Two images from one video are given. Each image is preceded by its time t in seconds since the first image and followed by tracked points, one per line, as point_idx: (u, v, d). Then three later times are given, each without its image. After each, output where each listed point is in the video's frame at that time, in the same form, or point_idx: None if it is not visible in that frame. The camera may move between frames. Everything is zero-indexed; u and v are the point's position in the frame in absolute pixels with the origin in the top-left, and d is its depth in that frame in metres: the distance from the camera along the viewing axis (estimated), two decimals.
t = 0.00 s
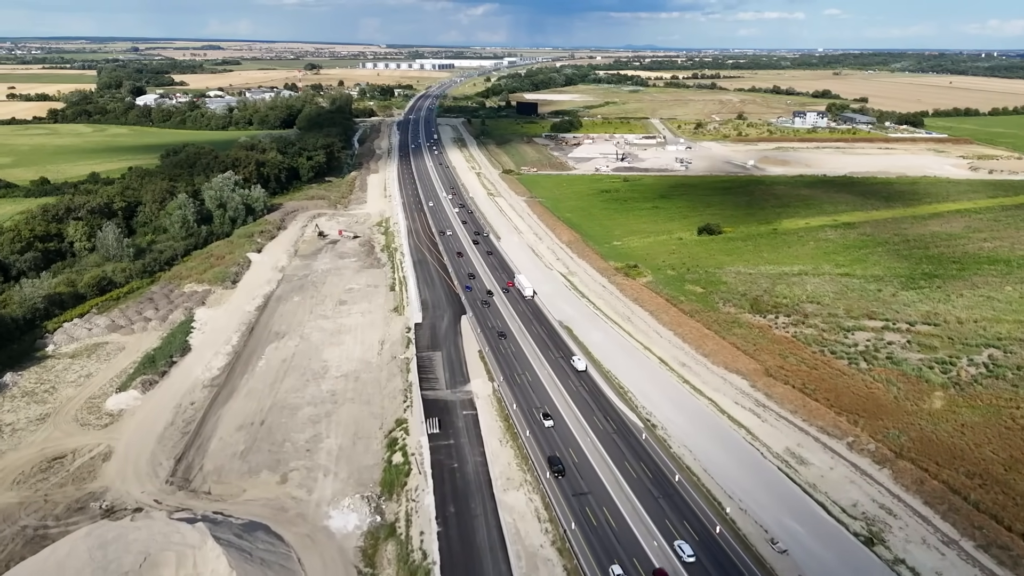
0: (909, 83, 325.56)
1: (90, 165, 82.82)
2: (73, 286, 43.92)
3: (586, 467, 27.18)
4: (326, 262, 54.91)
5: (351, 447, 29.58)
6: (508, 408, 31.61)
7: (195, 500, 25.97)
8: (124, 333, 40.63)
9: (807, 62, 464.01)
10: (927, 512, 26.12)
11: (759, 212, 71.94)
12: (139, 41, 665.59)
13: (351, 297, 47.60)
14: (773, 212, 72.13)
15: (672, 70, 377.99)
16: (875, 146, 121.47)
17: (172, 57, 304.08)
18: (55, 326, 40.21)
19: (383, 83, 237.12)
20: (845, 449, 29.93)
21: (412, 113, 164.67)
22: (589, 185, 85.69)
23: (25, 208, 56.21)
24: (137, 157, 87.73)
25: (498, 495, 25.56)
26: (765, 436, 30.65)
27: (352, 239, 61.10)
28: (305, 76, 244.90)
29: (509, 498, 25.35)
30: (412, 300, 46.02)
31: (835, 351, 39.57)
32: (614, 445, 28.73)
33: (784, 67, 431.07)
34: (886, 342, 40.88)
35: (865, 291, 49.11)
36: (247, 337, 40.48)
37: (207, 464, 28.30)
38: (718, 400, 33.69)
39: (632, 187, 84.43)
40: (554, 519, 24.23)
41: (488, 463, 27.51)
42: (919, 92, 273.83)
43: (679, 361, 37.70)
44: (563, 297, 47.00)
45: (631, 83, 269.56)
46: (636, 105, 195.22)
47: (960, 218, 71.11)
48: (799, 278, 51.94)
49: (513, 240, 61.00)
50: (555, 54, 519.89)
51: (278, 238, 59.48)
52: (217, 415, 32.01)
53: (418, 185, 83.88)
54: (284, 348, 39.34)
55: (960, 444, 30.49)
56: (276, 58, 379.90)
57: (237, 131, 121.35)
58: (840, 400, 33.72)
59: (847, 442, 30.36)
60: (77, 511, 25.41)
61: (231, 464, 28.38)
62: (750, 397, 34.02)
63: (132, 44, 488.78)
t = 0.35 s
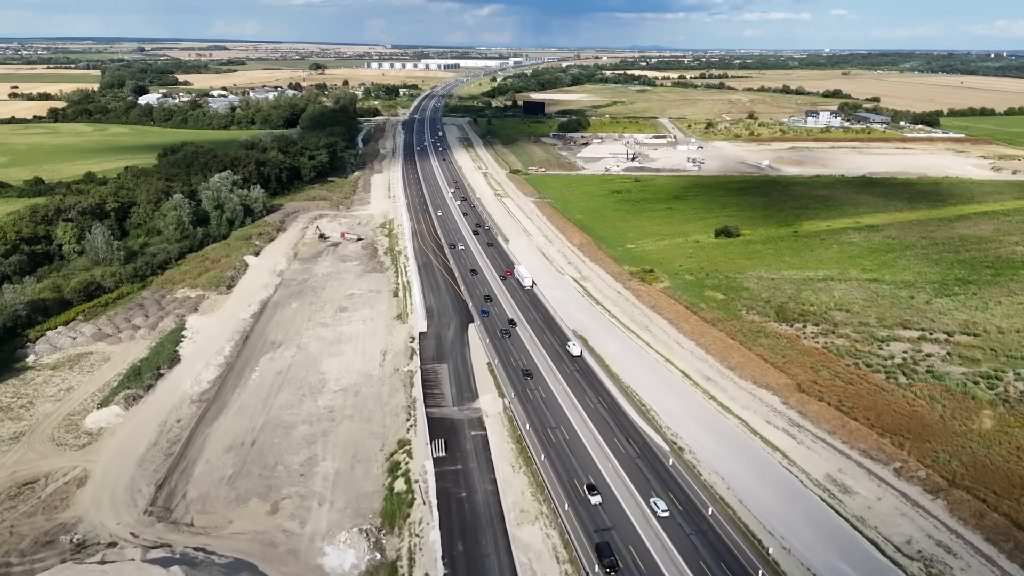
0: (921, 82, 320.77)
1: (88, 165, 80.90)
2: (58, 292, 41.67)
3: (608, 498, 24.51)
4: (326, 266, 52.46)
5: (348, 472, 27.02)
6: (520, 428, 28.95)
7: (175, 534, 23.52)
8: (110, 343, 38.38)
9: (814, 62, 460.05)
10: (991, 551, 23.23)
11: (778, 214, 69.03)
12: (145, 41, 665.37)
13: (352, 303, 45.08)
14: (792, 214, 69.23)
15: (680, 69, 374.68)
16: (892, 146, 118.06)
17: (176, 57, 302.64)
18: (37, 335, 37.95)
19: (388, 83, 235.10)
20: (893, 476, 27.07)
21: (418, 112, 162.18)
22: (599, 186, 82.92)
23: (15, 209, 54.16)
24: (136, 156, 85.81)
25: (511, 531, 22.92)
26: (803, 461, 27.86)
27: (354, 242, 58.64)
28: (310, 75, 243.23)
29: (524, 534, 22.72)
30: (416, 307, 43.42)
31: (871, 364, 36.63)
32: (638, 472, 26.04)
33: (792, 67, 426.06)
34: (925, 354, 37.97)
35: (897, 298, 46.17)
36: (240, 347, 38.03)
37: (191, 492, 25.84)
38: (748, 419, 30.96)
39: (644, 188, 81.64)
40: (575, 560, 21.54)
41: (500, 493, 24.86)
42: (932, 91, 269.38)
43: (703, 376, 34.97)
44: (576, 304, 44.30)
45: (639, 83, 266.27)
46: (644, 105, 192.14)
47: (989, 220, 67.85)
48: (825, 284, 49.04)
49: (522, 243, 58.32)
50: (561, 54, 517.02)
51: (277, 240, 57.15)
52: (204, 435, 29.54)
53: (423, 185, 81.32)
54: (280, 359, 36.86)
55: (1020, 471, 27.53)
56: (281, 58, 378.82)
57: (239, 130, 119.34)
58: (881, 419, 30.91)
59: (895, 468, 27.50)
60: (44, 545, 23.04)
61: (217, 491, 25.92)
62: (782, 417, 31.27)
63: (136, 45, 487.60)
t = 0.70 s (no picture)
0: (927, 81, 317.54)
1: (79, 164, 78.57)
2: (36, 299, 39.26)
3: (631, 534, 21.90)
4: (323, 269, 49.91)
5: (341, 502, 24.43)
6: (532, 451, 26.32)
7: None
8: (90, 353, 35.93)
9: (818, 62, 456.43)
10: None
11: (793, 215, 66.38)
12: (146, 42, 664.52)
13: (349, 310, 42.53)
14: (809, 215, 66.47)
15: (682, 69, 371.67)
16: (906, 146, 115.13)
17: (176, 57, 301.03)
18: (11, 346, 35.53)
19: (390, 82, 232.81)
20: (946, 507, 24.37)
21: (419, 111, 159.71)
22: (607, 186, 80.30)
23: None
24: (129, 156, 83.49)
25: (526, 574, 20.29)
26: (845, 491, 25.18)
27: (353, 244, 56.10)
28: (311, 75, 241.26)
29: None
30: (417, 315, 40.77)
31: (909, 377, 33.86)
32: (664, 504, 23.39)
33: (796, 66, 422.98)
34: (965, 367, 35.23)
35: (927, 304, 43.46)
36: (228, 358, 35.46)
37: (167, 525, 23.34)
38: (780, 440, 28.26)
39: (654, 188, 79.03)
40: None
41: (511, 528, 22.24)
42: (939, 90, 265.96)
43: (728, 391, 32.28)
44: (587, 310, 41.72)
45: (642, 82, 263.63)
46: (649, 104, 189.35)
47: (1015, 221, 64.93)
48: (850, 289, 46.33)
49: (528, 246, 55.74)
50: (563, 53, 514.41)
51: (272, 243, 54.68)
52: (185, 459, 27.02)
53: (424, 186, 78.78)
54: (271, 372, 34.27)
55: None
56: (281, 57, 376.46)
57: (237, 129, 116.96)
58: (926, 440, 28.20)
59: (946, 498, 24.83)
60: None
61: (196, 524, 23.40)
62: (818, 438, 28.55)
63: (139, 45, 487.66)
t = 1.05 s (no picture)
0: (931, 80, 314.73)
1: (67, 163, 75.95)
2: (7, 306, 36.63)
3: None
4: (317, 273, 47.30)
5: (330, 537, 21.80)
6: (544, 478, 23.73)
7: None
8: (63, 364, 33.31)
9: (820, 62, 453.83)
10: None
11: (808, 217, 63.77)
12: (145, 41, 661.27)
13: (344, 317, 39.89)
14: (825, 216, 63.75)
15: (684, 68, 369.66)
16: (917, 145, 112.35)
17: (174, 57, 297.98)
18: None
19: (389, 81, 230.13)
20: (1009, 544, 21.72)
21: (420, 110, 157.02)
22: (613, 186, 77.71)
23: None
24: (120, 155, 80.90)
25: None
26: (893, 524, 22.59)
27: (349, 246, 53.48)
28: (309, 74, 238.58)
29: None
30: (416, 323, 38.12)
31: (950, 393, 31.20)
32: (693, 541, 20.85)
33: (797, 66, 420.14)
34: (1008, 381, 32.57)
35: (959, 311, 40.82)
36: (213, 370, 32.81)
37: (134, 567, 20.75)
38: (816, 465, 25.66)
39: (662, 188, 76.42)
40: None
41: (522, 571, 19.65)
42: (944, 90, 263.11)
43: (754, 408, 29.70)
44: (597, 318, 39.14)
45: (643, 81, 260.86)
46: (652, 103, 186.73)
47: None
48: (875, 294, 43.69)
49: (532, 248, 53.16)
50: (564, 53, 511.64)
51: (264, 245, 52.07)
52: (158, 487, 24.41)
53: (424, 186, 76.28)
54: (258, 387, 31.63)
55: None
56: (280, 57, 373.67)
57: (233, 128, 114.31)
58: (977, 465, 25.60)
59: (1008, 533, 22.18)
60: None
61: (167, 564, 20.80)
62: (857, 462, 25.99)
63: (138, 45, 484.81)
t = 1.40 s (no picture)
0: (935, 80, 312.20)
1: (55, 162, 73.39)
2: None
3: None
4: (310, 277, 44.69)
5: None
6: (557, 512, 21.14)
7: None
8: (31, 377, 30.69)
9: (822, 61, 451.70)
10: None
11: (824, 217, 61.20)
12: (145, 41, 662.92)
13: (337, 324, 37.25)
14: (841, 217, 61.13)
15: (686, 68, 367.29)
16: (929, 144, 109.64)
17: (173, 57, 295.82)
18: None
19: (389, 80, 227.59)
20: None
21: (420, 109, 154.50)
22: (619, 185, 75.13)
23: None
24: (111, 154, 78.43)
25: None
26: (953, 566, 19.96)
27: (345, 248, 50.85)
28: (309, 73, 236.49)
29: None
30: (415, 332, 35.47)
31: (997, 410, 28.53)
32: None
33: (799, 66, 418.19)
34: None
35: (994, 319, 38.19)
36: (193, 384, 30.17)
37: None
38: (859, 495, 23.05)
39: (670, 188, 73.83)
40: None
41: None
42: (949, 89, 260.54)
43: (786, 428, 27.06)
44: (608, 325, 36.51)
45: (646, 80, 258.40)
46: (655, 102, 184.22)
47: None
48: (903, 300, 41.10)
49: (537, 251, 50.59)
50: (565, 53, 509.11)
51: (255, 247, 49.48)
52: (125, 521, 21.79)
53: (425, 186, 73.73)
54: (242, 403, 28.97)
55: None
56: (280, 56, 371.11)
57: (228, 126, 111.70)
58: None
59: None
60: None
61: None
62: (904, 491, 23.36)
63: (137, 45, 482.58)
